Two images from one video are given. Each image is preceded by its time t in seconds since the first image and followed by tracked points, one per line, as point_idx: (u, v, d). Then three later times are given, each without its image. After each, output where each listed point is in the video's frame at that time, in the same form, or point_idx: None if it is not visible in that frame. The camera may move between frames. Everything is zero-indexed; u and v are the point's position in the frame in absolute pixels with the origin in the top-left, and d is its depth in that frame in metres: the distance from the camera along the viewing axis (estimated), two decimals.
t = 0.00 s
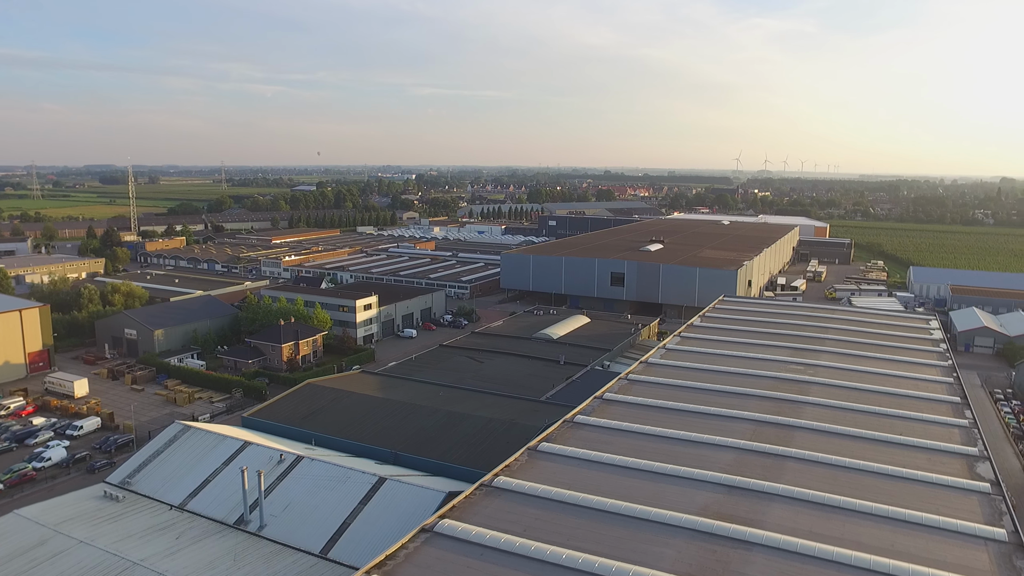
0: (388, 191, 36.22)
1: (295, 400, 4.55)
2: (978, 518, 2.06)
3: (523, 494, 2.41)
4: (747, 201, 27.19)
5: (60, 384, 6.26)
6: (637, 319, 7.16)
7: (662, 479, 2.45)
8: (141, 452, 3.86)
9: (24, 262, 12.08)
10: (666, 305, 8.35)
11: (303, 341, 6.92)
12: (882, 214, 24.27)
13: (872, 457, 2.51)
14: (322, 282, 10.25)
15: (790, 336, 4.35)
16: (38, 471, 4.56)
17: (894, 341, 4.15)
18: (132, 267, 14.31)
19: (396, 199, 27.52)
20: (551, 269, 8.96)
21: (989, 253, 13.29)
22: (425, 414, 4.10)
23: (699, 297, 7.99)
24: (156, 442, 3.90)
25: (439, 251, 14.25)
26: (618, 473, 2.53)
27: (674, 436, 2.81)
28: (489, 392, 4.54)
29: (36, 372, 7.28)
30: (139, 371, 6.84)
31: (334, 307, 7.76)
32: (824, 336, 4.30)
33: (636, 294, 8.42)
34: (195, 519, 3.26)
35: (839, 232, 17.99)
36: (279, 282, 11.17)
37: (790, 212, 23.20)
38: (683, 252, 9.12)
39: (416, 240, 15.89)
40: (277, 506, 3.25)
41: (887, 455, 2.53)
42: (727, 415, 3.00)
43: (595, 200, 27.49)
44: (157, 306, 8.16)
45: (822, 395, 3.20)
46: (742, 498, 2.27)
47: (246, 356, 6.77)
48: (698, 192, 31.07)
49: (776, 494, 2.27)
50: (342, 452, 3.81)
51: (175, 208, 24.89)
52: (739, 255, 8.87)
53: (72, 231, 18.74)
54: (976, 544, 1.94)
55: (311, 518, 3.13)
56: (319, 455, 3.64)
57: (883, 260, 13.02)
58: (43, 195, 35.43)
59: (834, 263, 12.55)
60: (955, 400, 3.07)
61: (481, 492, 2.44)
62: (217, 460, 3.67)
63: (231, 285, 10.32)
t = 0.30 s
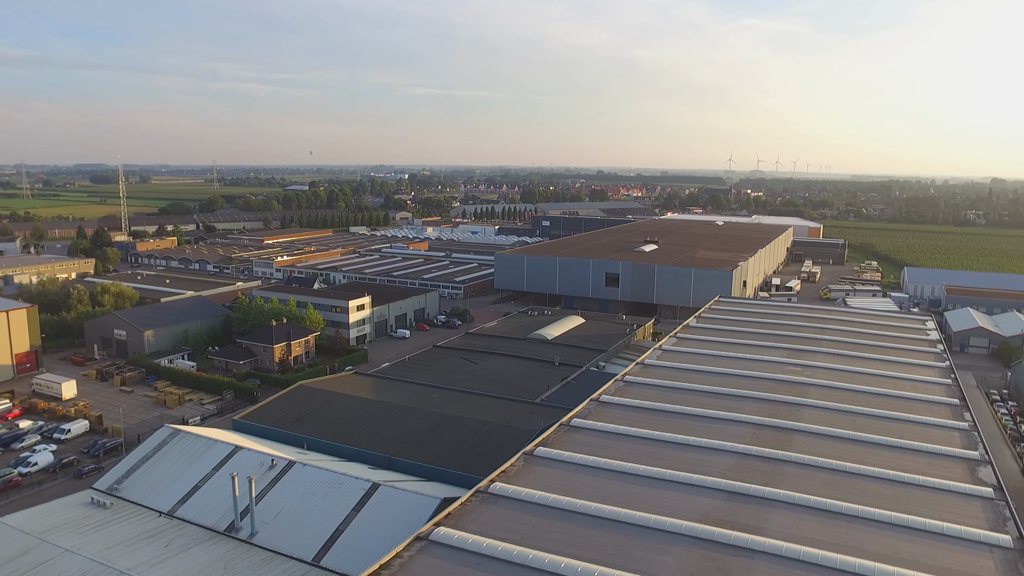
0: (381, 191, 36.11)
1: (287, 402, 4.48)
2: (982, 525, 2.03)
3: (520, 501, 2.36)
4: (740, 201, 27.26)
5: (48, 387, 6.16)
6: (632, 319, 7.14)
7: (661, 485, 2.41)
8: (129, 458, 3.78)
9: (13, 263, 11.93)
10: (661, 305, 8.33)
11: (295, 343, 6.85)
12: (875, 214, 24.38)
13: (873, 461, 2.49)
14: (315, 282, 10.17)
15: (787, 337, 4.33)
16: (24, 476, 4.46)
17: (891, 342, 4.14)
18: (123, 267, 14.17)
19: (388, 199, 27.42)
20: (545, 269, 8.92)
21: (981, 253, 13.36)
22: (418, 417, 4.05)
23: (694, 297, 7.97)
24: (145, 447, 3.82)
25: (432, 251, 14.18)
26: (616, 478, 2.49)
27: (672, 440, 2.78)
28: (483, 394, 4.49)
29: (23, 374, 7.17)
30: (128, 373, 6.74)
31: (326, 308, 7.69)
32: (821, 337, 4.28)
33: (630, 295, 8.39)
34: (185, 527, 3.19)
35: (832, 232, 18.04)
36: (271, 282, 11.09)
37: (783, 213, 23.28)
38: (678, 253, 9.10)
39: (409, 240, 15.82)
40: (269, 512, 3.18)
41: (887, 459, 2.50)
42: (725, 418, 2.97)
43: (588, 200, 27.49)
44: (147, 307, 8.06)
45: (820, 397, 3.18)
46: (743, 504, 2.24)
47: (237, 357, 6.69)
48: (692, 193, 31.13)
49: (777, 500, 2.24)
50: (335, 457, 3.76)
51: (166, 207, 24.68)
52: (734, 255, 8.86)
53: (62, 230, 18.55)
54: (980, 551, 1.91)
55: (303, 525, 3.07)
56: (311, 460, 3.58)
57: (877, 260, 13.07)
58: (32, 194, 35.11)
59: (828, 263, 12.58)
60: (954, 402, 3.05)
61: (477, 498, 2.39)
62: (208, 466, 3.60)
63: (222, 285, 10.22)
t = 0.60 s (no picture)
0: (375, 190, 36.02)
1: (280, 404, 4.43)
2: (986, 529, 2.01)
3: (517, 506, 2.31)
4: (734, 201, 27.30)
5: (37, 389, 6.07)
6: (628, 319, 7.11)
7: (661, 489, 2.38)
8: (119, 462, 3.71)
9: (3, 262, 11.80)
10: (657, 305, 8.30)
11: (289, 343, 6.78)
12: (869, 214, 24.45)
13: (875, 464, 2.46)
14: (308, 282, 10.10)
15: (786, 338, 4.30)
16: (12, 480, 4.37)
17: (889, 342, 4.12)
18: (114, 266, 14.04)
19: (382, 198, 27.32)
20: (540, 269, 8.88)
21: (975, 253, 13.40)
22: (414, 418, 4.00)
23: (690, 297, 7.95)
24: (135, 450, 3.76)
25: (426, 250, 14.12)
26: (616, 482, 2.45)
27: (672, 442, 2.74)
28: (479, 396, 4.45)
29: (12, 375, 7.07)
30: (119, 374, 6.65)
31: (320, 308, 7.62)
32: (819, 338, 4.26)
33: (626, 294, 8.36)
34: (175, 533, 3.13)
35: (827, 232, 18.07)
36: (264, 282, 11.02)
37: (778, 212, 23.33)
38: (674, 252, 9.08)
39: (403, 240, 15.75)
40: (262, 517, 3.13)
41: (889, 462, 2.47)
42: (725, 420, 2.94)
43: (583, 199, 27.46)
44: (139, 307, 7.97)
45: (820, 398, 3.15)
46: (745, 508, 2.20)
47: (230, 358, 6.62)
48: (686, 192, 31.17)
49: (779, 504, 2.20)
50: (329, 459, 3.70)
51: (158, 206, 24.50)
52: (730, 255, 8.84)
53: (52, 230, 18.37)
54: (987, 557, 1.88)
55: (296, 530, 3.02)
56: (304, 463, 3.52)
57: (871, 259, 13.09)
58: (23, 193, 34.83)
59: (823, 262, 12.58)
60: (955, 403, 3.03)
61: (474, 504, 2.35)
62: (199, 469, 3.53)
63: (215, 285, 10.14)
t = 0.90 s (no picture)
0: (369, 191, 35.92)
1: (273, 406, 4.37)
2: (992, 533, 1.98)
3: (515, 511, 2.27)
4: (728, 202, 27.35)
5: (26, 391, 5.99)
6: (625, 321, 7.07)
7: (661, 493, 2.34)
8: (109, 466, 3.65)
9: None
10: (652, 306, 8.27)
11: (282, 345, 6.71)
12: (862, 215, 24.54)
13: (878, 467, 2.43)
14: (302, 283, 10.03)
15: (784, 339, 4.27)
16: None
17: (887, 344, 4.10)
18: (106, 267, 13.93)
19: (376, 198, 27.22)
20: (535, 270, 8.84)
21: (969, 254, 13.45)
22: (409, 421, 3.95)
23: (686, 298, 7.93)
24: (126, 453, 3.69)
25: (421, 251, 14.07)
26: (615, 487, 2.41)
27: (671, 445, 2.71)
28: (475, 398, 4.40)
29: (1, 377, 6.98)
30: (110, 376, 6.57)
31: (314, 309, 7.56)
32: (818, 339, 4.24)
33: (622, 296, 8.33)
34: (166, 538, 3.07)
35: (822, 233, 18.11)
36: (258, 283, 10.94)
37: (772, 213, 23.39)
38: (670, 253, 9.06)
39: (398, 241, 15.68)
40: (254, 523, 3.07)
41: (891, 465, 2.45)
42: (724, 423, 2.90)
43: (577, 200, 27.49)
44: (130, 308, 7.89)
45: (820, 400, 3.13)
46: (747, 513, 2.17)
47: (222, 360, 6.55)
48: (680, 193, 31.21)
49: (782, 509, 2.17)
50: (323, 463, 3.65)
51: (151, 207, 24.32)
52: (726, 256, 8.83)
53: (43, 230, 18.21)
54: (994, 562, 1.85)
55: (289, 536, 2.96)
56: (297, 467, 3.47)
57: (866, 260, 13.13)
58: (14, 193, 34.56)
59: (819, 264, 12.60)
60: (955, 405, 3.01)
61: (471, 509, 2.30)
62: (190, 473, 3.47)
63: (207, 286, 10.05)
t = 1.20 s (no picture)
0: (364, 187, 35.79)
1: (267, 406, 4.32)
2: (999, 536, 1.95)
3: (514, 515, 2.23)
4: (724, 198, 27.34)
5: (17, 391, 5.91)
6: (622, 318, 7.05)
7: (663, 496, 2.30)
8: (100, 468, 3.59)
9: None
10: (649, 303, 8.25)
11: (277, 343, 6.65)
12: (858, 211, 24.60)
13: (881, 468, 2.40)
14: (297, 280, 9.96)
15: (783, 337, 4.25)
16: None
17: (888, 342, 4.08)
18: (99, 264, 13.81)
19: (371, 194, 27.12)
20: (532, 266, 8.80)
21: (965, 250, 13.48)
22: (405, 421, 3.90)
23: (684, 295, 7.90)
24: (117, 456, 3.63)
25: (416, 247, 14.01)
26: (616, 489, 2.37)
27: (672, 447, 2.67)
28: (472, 397, 4.36)
29: None
30: (103, 375, 6.50)
31: (308, 307, 7.50)
32: (817, 337, 4.21)
33: (619, 293, 8.30)
34: (158, 543, 3.02)
35: (818, 229, 18.13)
36: (252, 280, 10.86)
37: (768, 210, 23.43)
38: (666, 250, 9.03)
39: (393, 237, 15.61)
40: (249, 527, 3.03)
41: (895, 466, 2.42)
42: (725, 424, 2.87)
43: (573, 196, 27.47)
44: (123, 306, 7.80)
45: (822, 400, 3.10)
46: (751, 516, 2.13)
47: (216, 359, 6.48)
48: (676, 189, 31.23)
49: (786, 512, 2.14)
50: (318, 465, 3.60)
51: (144, 203, 24.13)
52: (723, 253, 8.81)
53: (35, 226, 18.03)
54: (1001, 566, 1.83)
55: (284, 540, 2.92)
56: (292, 469, 3.42)
57: (862, 257, 13.14)
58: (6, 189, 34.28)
59: (815, 260, 12.61)
60: (958, 405, 2.98)
61: (470, 513, 2.26)
62: (184, 475, 3.42)
63: (201, 283, 9.97)
